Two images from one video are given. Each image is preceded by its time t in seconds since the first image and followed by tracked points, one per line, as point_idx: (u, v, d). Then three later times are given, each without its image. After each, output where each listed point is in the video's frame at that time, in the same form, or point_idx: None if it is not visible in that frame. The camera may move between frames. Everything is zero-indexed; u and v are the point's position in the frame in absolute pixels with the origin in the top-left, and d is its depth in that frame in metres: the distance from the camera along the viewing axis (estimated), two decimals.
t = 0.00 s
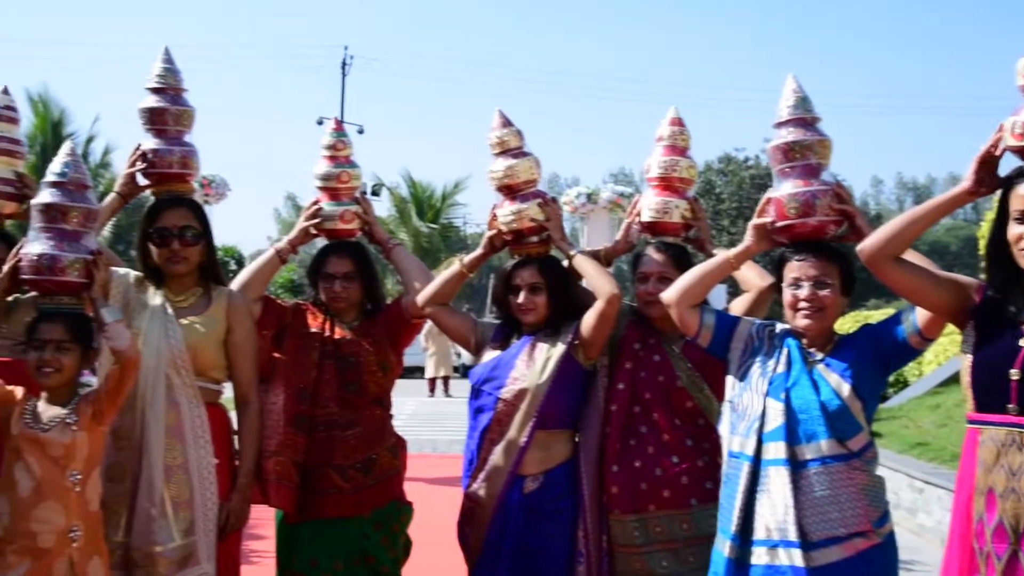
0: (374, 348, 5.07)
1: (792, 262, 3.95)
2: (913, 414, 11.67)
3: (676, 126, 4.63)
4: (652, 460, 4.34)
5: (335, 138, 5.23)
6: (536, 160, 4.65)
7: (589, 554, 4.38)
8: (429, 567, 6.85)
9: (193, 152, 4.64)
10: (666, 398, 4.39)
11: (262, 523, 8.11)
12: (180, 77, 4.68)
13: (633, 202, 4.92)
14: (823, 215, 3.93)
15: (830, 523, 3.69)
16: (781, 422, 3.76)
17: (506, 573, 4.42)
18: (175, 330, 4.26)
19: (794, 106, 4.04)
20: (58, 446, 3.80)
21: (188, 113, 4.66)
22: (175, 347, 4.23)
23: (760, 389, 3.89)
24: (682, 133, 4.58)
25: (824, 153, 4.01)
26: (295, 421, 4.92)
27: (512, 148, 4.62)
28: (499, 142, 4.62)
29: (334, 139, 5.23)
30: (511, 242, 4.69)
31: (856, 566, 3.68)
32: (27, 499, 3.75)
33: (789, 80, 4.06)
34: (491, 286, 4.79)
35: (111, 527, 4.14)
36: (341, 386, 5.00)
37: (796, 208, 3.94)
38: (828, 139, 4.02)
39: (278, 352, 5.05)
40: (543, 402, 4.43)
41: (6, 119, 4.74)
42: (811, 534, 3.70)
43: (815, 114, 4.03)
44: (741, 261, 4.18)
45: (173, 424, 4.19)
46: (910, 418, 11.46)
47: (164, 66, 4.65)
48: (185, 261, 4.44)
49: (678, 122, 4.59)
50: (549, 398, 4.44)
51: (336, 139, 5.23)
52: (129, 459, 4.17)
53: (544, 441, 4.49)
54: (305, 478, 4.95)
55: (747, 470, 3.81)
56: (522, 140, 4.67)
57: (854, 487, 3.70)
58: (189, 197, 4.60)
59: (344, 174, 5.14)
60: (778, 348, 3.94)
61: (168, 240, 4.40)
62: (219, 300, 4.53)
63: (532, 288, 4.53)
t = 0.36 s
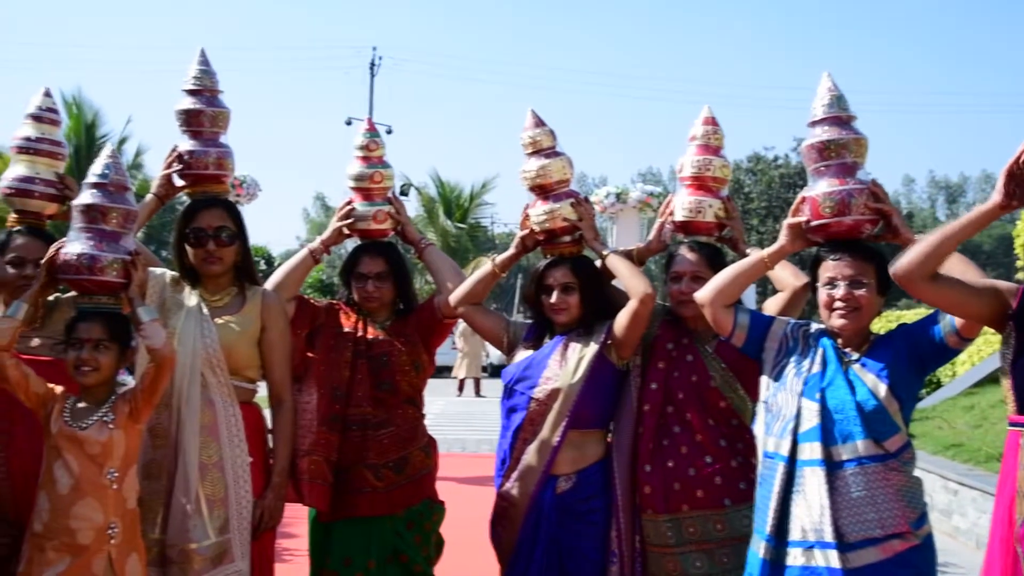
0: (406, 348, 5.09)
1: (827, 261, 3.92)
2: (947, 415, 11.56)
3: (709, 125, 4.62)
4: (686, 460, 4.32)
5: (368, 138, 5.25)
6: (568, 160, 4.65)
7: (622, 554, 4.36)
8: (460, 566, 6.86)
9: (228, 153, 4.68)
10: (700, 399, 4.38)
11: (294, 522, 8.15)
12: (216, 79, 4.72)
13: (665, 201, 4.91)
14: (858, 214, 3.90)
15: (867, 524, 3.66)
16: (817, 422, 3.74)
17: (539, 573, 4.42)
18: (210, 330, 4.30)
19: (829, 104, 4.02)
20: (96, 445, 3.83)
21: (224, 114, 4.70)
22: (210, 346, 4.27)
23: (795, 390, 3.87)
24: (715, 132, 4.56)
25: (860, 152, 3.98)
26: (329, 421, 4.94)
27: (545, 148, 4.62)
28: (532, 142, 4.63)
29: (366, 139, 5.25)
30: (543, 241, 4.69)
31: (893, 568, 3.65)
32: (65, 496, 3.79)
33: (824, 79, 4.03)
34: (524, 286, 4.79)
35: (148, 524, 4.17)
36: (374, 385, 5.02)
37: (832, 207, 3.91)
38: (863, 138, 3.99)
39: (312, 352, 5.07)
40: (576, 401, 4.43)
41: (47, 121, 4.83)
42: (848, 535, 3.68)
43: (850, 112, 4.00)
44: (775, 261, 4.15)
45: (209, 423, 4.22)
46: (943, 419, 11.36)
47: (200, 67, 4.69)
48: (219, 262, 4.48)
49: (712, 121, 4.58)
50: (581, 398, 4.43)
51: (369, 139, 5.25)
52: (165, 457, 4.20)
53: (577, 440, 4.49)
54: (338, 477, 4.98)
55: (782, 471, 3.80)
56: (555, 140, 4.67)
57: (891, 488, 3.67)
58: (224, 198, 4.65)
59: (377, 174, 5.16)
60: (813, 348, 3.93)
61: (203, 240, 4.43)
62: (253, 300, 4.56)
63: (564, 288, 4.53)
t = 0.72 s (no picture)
0: (432, 349, 5.10)
1: (855, 262, 3.90)
2: (974, 418, 11.46)
3: (737, 126, 4.60)
4: (713, 461, 4.31)
5: (393, 140, 5.26)
6: (595, 161, 4.65)
7: (649, 556, 4.35)
8: (486, 567, 6.87)
9: (256, 155, 4.70)
10: (727, 400, 4.37)
11: (319, 522, 8.18)
12: (244, 82, 4.74)
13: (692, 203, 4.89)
14: (887, 215, 3.87)
15: (896, 527, 3.64)
16: (845, 424, 3.72)
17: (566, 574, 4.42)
18: (238, 331, 4.32)
19: (858, 104, 3.99)
20: (126, 444, 3.86)
21: (252, 117, 4.72)
22: (237, 348, 4.29)
23: (823, 391, 3.85)
24: (743, 133, 4.54)
25: (889, 152, 3.95)
26: (354, 422, 4.96)
27: (571, 149, 4.62)
28: (558, 143, 4.63)
29: (392, 141, 5.26)
30: (569, 242, 4.69)
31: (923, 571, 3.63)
32: (96, 495, 3.82)
33: (853, 78, 4.01)
34: (550, 287, 4.78)
35: (177, 524, 4.19)
36: (400, 386, 5.03)
37: (860, 208, 3.89)
38: (892, 138, 3.96)
39: (338, 353, 5.10)
40: (602, 403, 4.43)
41: (81, 124, 4.87)
42: (876, 538, 3.66)
43: (879, 112, 3.98)
44: (803, 262, 4.14)
45: (236, 424, 4.25)
46: (971, 422, 11.27)
47: (228, 70, 4.71)
48: (247, 263, 4.49)
49: (739, 122, 4.56)
50: (608, 399, 4.43)
51: (394, 141, 5.26)
52: (193, 457, 4.22)
53: (603, 442, 4.48)
54: (364, 478, 5.00)
55: (810, 473, 3.79)
56: (582, 141, 4.66)
57: (921, 490, 3.65)
58: (252, 200, 4.67)
59: (402, 176, 5.18)
60: (841, 349, 3.91)
61: (231, 242, 4.46)
62: (280, 300, 4.58)
63: (591, 288, 4.53)
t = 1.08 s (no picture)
0: (460, 348, 5.11)
1: (887, 261, 3.88)
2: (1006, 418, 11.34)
3: (768, 125, 4.58)
4: (745, 462, 4.29)
5: (421, 140, 5.27)
6: (626, 160, 4.64)
7: (681, 556, 4.34)
8: (516, 567, 6.87)
9: (287, 156, 4.73)
10: (760, 400, 4.35)
11: (349, 521, 8.21)
12: (274, 83, 4.77)
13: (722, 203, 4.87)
14: (920, 214, 3.84)
15: (931, 528, 3.62)
16: (878, 424, 3.69)
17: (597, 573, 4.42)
18: (268, 330, 4.36)
19: (889, 102, 3.96)
20: (163, 442, 3.90)
21: (282, 118, 4.75)
22: (268, 348, 4.32)
23: (855, 391, 3.82)
24: (774, 131, 4.51)
25: (922, 150, 3.92)
26: (384, 421, 4.98)
27: (602, 149, 4.61)
28: (588, 143, 4.62)
29: (420, 141, 5.27)
30: (600, 242, 4.67)
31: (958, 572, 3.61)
32: (133, 493, 3.85)
33: (884, 76, 3.98)
34: (580, 287, 4.78)
35: (210, 522, 4.21)
36: (429, 386, 5.04)
37: (892, 207, 3.86)
38: (925, 136, 3.93)
39: (367, 353, 5.12)
40: (633, 402, 4.42)
41: (118, 127, 4.98)
42: (910, 539, 3.63)
43: (912, 110, 3.95)
44: (835, 261, 4.11)
45: (267, 423, 4.26)
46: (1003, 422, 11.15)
47: (260, 71, 4.75)
48: (278, 263, 4.51)
49: (770, 120, 4.53)
50: (639, 398, 4.42)
51: (423, 141, 5.27)
52: (226, 457, 4.24)
53: (634, 441, 4.47)
54: (394, 478, 5.01)
55: (842, 473, 3.76)
56: (612, 140, 4.66)
57: (956, 491, 3.62)
58: (282, 200, 4.70)
59: (431, 176, 5.19)
60: (873, 349, 3.88)
61: (261, 242, 4.49)
62: (310, 300, 4.60)
63: (621, 288, 4.52)
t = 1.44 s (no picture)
0: (494, 351, 5.11)
1: (925, 263, 3.84)
2: None
3: (804, 126, 4.55)
4: (783, 465, 4.27)
5: (454, 143, 5.27)
6: (661, 163, 4.62)
7: (718, 560, 4.32)
8: (550, 570, 6.85)
9: (321, 160, 4.75)
10: (798, 403, 4.32)
11: (382, 523, 8.24)
12: (309, 88, 4.80)
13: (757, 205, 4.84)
14: (959, 215, 3.80)
15: (971, 532, 3.58)
16: (916, 427, 3.66)
17: None
18: (303, 334, 4.38)
19: (927, 102, 3.93)
20: (202, 444, 3.93)
21: (317, 122, 4.78)
22: (303, 350, 4.35)
23: (893, 394, 3.79)
24: (810, 132, 4.48)
25: (960, 151, 3.88)
26: (418, 424, 5.00)
27: (636, 151, 4.60)
28: (623, 145, 4.61)
29: (453, 144, 5.27)
30: (635, 245, 4.66)
31: None
32: (173, 494, 3.89)
33: (922, 76, 3.94)
34: (615, 289, 4.77)
35: (246, 524, 4.24)
36: (462, 389, 5.05)
37: (930, 208, 3.82)
38: (964, 137, 3.89)
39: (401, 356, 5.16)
40: (669, 405, 4.41)
41: (157, 133, 5.03)
42: (950, 544, 3.60)
43: (950, 110, 3.91)
44: (872, 263, 4.07)
45: (302, 425, 4.29)
46: None
47: (295, 76, 4.78)
48: (312, 266, 4.53)
49: (806, 122, 4.50)
50: (674, 401, 4.41)
51: (455, 144, 5.27)
52: (261, 459, 4.27)
53: (669, 444, 4.45)
54: (429, 480, 5.02)
55: (880, 477, 3.72)
56: (647, 142, 4.64)
57: (997, 496, 3.59)
58: (317, 204, 4.72)
59: (463, 179, 5.19)
60: (911, 352, 3.84)
61: (296, 245, 4.51)
62: (344, 303, 4.62)
63: (656, 290, 4.51)
